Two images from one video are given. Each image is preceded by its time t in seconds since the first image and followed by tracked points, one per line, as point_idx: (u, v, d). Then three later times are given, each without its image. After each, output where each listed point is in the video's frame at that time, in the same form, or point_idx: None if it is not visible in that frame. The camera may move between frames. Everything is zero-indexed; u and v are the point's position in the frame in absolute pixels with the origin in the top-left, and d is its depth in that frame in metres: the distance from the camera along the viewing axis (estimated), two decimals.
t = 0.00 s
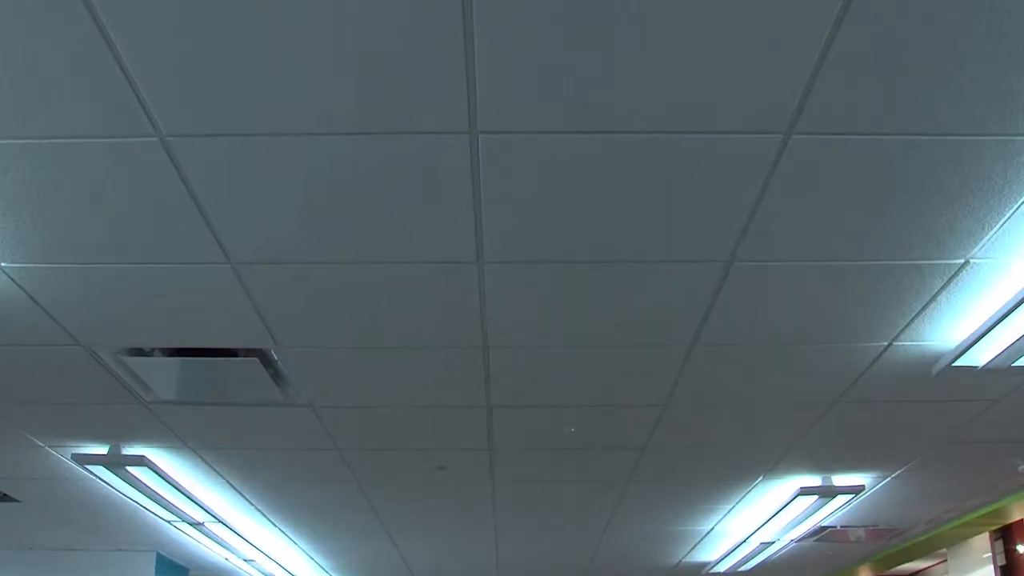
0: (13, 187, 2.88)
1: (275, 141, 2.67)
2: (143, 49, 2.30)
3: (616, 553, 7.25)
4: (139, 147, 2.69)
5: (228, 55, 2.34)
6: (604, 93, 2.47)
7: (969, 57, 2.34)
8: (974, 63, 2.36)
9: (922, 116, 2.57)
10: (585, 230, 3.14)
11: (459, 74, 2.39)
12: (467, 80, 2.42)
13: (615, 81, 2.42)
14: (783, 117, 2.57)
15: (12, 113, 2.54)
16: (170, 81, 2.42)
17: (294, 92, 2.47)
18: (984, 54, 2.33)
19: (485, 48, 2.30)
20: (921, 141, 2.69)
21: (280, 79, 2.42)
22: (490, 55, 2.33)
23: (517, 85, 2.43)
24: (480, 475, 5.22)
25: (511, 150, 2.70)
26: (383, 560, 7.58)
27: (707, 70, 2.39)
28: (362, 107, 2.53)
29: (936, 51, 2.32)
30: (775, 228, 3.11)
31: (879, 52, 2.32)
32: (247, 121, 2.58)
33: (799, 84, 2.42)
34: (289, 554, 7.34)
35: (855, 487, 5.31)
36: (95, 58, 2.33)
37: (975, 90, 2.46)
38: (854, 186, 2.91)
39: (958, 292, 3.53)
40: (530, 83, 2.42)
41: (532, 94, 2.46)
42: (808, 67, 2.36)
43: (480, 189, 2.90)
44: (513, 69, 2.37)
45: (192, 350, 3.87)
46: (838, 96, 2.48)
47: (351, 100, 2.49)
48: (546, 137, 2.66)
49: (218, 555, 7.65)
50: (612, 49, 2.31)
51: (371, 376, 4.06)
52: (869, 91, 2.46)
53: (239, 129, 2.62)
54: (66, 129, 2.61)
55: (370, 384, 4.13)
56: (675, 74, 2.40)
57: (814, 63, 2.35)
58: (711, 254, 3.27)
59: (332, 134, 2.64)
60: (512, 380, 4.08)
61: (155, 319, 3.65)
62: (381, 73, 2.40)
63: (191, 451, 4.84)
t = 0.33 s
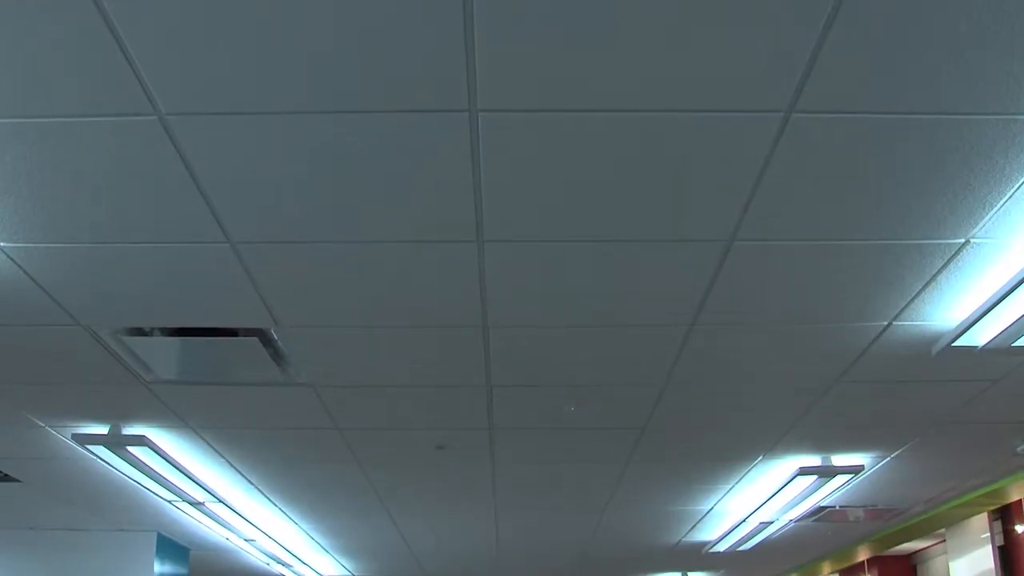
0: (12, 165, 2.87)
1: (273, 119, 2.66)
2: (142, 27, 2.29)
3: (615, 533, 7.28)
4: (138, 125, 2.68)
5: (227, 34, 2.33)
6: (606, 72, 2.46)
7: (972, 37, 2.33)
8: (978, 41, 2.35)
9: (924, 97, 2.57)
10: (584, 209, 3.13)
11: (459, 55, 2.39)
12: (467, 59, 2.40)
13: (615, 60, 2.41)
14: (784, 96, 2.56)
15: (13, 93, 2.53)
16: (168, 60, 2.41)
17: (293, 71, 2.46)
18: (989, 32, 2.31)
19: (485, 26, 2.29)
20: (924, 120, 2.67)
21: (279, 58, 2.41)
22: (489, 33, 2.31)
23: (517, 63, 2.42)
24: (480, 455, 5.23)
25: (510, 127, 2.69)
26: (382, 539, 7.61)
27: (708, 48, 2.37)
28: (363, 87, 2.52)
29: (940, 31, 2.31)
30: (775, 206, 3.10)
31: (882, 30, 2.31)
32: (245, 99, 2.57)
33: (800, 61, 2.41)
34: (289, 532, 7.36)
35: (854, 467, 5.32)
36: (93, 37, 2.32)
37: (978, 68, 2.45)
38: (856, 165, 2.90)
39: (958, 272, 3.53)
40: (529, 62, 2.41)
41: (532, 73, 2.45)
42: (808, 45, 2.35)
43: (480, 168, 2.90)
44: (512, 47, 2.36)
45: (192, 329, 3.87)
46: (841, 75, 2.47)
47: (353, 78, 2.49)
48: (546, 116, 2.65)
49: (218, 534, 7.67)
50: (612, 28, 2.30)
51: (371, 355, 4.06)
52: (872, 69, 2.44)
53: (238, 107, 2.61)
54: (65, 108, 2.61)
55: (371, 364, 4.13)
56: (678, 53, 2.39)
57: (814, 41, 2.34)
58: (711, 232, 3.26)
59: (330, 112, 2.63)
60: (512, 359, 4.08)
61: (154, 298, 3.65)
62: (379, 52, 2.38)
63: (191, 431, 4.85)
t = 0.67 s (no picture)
0: (11, 144, 2.86)
1: (273, 96, 2.65)
2: (141, 5, 2.28)
3: (615, 512, 7.31)
4: (137, 103, 2.67)
5: (226, 11, 2.32)
6: (607, 49, 2.45)
7: (975, 14, 2.32)
8: (980, 19, 2.34)
9: (928, 73, 2.56)
10: (585, 187, 3.12)
11: (459, 31, 2.37)
12: (467, 36, 2.40)
13: (616, 37, 2.41)
14: (785, 72, 2.55)
15: (12, 68, 2.52)
16: (167, 37, 2.40)
17: (293, 48, 2.45)
18: (991, 10, 2.30)
19: (486, 4, 2.28)
20: (925, 98, 2.67)
21: (278, 34, 2.40)
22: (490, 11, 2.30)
23: (517, 41, 2.41)
24: (480, 433, 5.25)
25: (511, 105, 2.68)
26: (383, 518, 7.64)
27: (710, 26, 2.37)
28: (362, 63, 2.51)
29: (944, 7, 2.30)
30: (776, 184, 3.09)
31: (884, 8, 2.30)
32: (245, 77, 2.56)
33: (801, 39, 2.41)
34: (290, 512, 7.38)
35: (854, 447, 5.34)
36: (91, 14, 2.31)
37: (981, 46, 2.44)
38: (857, 144, 2.89)
39: (957, 252, 3.52)
40: (529, 39, 2.40)
41: (532, 50, 2.44)
42: (809, 23, 2.34)
43: (481, 145, 2.89)
44: (513, 24, 2.35)
45: (192, 308, 3.87)
46: (842, 52, 2.46)
47: (354, 56, 2.48)
48: (547, 93, 2.64)
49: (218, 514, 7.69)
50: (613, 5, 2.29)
51: (371, 334, 4.06)
52: (873, 46, 2.44)
53: (237, 85, 2.60)
54: (64, 84, 2.59)
55: (371, 343, 4.13)
56: (679, 29, 2.38)
57: (816, 19, 2.33)
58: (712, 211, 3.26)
59: (330, 89, 2.62)
60: (512, 337, 4.08)
61: (154, 277, 3.65)
62: (380, 29, 2.38)
63: (192, 410, 4.85)
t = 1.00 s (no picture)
0: (9, 120, 2.85)
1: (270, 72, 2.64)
2: None
3: (615, 489, 7.33)
4: (134, 79, 2.66)
5: None
6: (607, 23, 2.43)
7: None
8: None
9: (930, 49, 2.54)
10: (585, 162, 3.11)
11: (459, 6, 2.36)
12: (467, 11, 2.38)
13: (617, 11, 2.39)
14: (787, 47, 2.53)
15: (9, 45, 2.50)
16: (165, 12, 2.39)
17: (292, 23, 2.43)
18: None
19: None
20: (928, 73, 2.65)
21: (275, 8, 2.38)
22: None
23: (517, 16, 2.39)
24: (480, 410, 5.26)
25: (510, 80, 2.67)
26: (383, 495, 7.66)
27: None
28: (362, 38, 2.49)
29: None
30: (777, 160, 3.08)
31: None
32: (242, 52, 2.55)
33: (803, 14, 2.39)
34: (290, 489, 7.40)
35: (854, 424, 5.35)
36: None
37: (984, 21, 2.42)
38: (859, 119, 2.88)
39: (958, 229, 3.52)
40: (530, 14, 2.38)
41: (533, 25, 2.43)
42: None
43: (481, 121, 2.88)
44: None
45: (191, 285, 3.86)
46: (844, 27, 2.45)
47: (354, 30, 2.46)
48: (546, 68, 2.63)
49: (219, 491, 7.71)
50: None
51: (371, 310, 4.06)
52: (874, 21, 2.42)
53: (235, 59, 2.59)
54: (61, 59, 2.57)
55: (371, 320, 4.13)
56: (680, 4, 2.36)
57: None
58: (713, 187, 3.25)
59: (329, 65, 2.61)
60: (512, 314, 4.08)
61: (153, 254, 3.64)
62: (379, 4, 2.36)
63: (192, 387, 4.86)
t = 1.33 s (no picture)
0: (6, 93, 2.83)
1: (269, 44, 2.62)
2: None
3: (614, 463, 7.36)
4: (132, 52, 2.64)
5: None
6: None
7: None
8: None
9: (933, 22, 2.53)
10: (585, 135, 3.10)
11: None
12: None
13: None
14: (789, 19, 2.52)
15: (9, 17, 2.48)
16: None
17: None
18: None
19: None
20: (930, 46, 2.64)
21: None
22: None
23: None
24: (481, 385, 5.26)
25: (510, 52, 2.65)
26: (383, 470, 7.68)
27: None
28: (361, 10, 2.48)
29: None
30: (778, 133, 3.06)
31: None
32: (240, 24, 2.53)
33: None
34: (290, 464, 7.43)
35: (853, 398, 5.36)
36: None
37: None
38: (861, 92, 2.86)
39: (959, 203, 3.51)
40: None
41: None
42: None
43: (481, 93, 2.86)
44: None
45: (191, 260, 3.85)
46: None
47: (351, 2, 2.44)
48: (546, 39, 2.61)
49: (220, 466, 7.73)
50: None
51: (371, 285, 4.06)
52: None
53: (233, 32, 2.57)
54: (58, 32, 2.55)
55: (371, 293, 4.13)
56: None
57: None
58: (713, 160, 3.23)
59: (327, 37, 2.60)
60: (512, 288, 4.08)
61: (152, 228, 3.63)
62: None
63: (192, 361, 4.86)
